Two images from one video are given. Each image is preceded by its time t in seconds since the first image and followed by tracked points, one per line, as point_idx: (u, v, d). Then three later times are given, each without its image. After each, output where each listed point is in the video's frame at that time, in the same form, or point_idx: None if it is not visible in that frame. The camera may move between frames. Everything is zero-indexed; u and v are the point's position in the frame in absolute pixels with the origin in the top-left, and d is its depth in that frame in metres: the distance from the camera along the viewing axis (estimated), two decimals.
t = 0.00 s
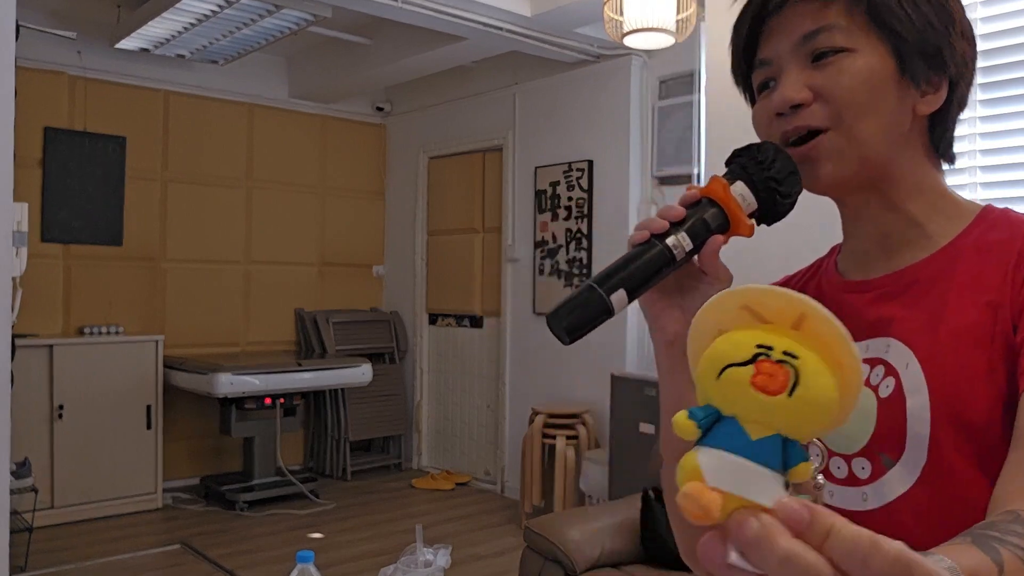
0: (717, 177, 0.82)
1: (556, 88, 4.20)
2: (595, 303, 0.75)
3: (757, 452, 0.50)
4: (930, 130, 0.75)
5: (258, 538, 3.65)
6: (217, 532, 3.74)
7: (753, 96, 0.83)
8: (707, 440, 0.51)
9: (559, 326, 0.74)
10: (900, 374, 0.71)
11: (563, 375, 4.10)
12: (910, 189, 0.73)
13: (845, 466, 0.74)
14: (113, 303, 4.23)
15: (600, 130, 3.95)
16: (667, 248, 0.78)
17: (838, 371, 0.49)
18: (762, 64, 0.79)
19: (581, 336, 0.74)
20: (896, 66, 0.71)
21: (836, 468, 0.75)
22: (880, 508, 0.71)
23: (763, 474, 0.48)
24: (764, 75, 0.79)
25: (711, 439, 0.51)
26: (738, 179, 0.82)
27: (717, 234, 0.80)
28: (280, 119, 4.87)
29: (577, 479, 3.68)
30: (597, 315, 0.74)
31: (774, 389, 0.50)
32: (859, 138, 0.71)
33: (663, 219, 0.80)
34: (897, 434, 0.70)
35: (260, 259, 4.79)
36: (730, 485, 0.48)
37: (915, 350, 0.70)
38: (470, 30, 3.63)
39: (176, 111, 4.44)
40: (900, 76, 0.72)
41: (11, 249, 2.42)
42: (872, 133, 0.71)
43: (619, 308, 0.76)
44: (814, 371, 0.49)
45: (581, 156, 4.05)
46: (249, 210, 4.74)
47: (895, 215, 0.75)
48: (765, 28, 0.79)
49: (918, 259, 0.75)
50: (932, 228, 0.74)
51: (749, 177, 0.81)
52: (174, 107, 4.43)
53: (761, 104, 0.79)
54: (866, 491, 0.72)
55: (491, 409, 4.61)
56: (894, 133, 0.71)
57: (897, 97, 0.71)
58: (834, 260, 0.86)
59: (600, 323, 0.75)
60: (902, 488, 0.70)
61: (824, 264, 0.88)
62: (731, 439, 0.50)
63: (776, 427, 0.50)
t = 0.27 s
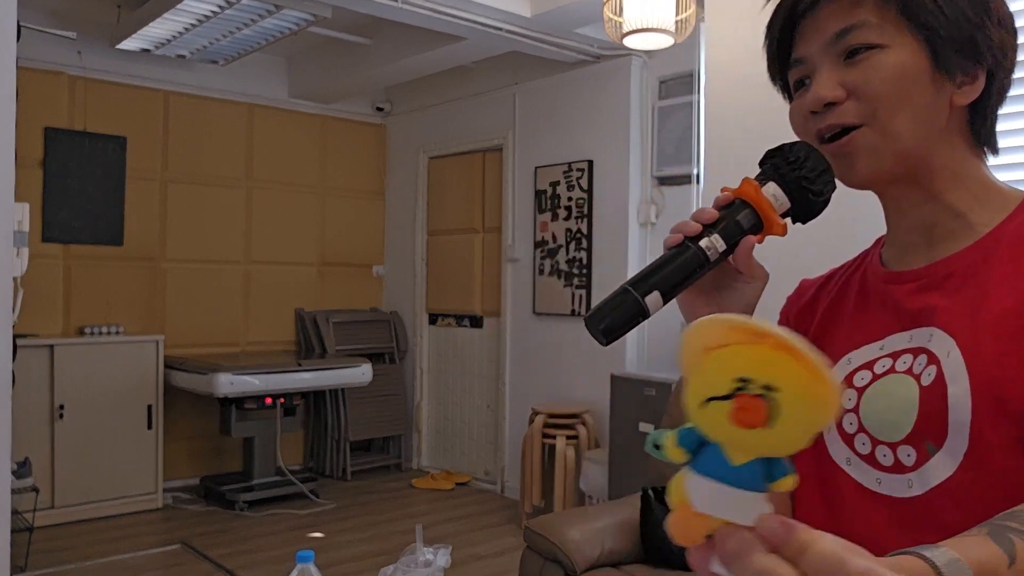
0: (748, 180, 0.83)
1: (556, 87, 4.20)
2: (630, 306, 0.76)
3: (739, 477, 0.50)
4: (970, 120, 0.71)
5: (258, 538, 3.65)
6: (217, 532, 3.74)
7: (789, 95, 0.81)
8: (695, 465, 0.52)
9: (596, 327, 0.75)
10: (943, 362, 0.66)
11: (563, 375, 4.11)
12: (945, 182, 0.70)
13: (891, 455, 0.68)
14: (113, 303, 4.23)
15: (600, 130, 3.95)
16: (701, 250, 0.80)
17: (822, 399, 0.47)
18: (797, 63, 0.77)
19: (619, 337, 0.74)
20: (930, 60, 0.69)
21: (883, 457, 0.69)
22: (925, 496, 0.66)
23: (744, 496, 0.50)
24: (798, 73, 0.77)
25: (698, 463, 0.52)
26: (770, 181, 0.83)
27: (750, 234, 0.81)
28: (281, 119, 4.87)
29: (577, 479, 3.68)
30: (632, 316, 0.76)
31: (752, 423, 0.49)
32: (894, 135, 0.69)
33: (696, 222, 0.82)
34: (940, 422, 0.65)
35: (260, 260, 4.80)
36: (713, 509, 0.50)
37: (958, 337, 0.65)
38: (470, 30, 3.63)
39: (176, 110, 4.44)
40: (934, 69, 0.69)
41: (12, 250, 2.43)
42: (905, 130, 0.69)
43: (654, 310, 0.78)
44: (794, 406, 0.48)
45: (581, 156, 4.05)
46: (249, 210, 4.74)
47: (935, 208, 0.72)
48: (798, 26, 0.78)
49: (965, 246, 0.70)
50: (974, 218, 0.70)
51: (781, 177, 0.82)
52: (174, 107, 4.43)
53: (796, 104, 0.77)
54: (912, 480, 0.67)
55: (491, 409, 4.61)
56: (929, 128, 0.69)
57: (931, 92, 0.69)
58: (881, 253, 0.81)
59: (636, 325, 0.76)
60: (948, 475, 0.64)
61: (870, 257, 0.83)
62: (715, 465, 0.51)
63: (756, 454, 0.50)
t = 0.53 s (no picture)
0: (779, 211, 0.85)
1: (557, 87, 4.20)
2: (666, 340, 0.81)
3: (743, 490, 0.57)
4: (1005, 147, 0.71)
5: (258, 538, 3.65)
6: (217, 532, 3.75)
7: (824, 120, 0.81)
8: (700, 478, 0.59)
9: (634, 362, 0.80)
10: (967, 392, 0.67)
11: (563, 375, 4.11)
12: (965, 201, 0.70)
13: (915, 478, 0.71)
14: (112, 303, 4.24)
15: (600, 130, 3.96)
16: (734, 283, 0.82)
17: (815, 417, 0.55)
18: (833, 88, 0.77)
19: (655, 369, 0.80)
20: (966, 88, 0.69)
21: (908, 479, 0.72)
22: (947, 520, 0.68)
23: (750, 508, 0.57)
24: (834, 98, 0.77)
25: (705, 477, 0.59)
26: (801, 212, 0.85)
27: (781, 264, 0.84)
28: (281, 119, 4.87)
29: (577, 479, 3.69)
30: (669, 351, 0.81)
31: (753, 437, 0.56)
32: (930, 163, 0.69)
33: (728, 254, 0.84)
34: (962, 452, 0.66)
35: (261, 260, 4.80)
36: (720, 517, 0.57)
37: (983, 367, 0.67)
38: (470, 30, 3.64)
39: (176, 111, 4.45)
40: (970, 97, 0.68)
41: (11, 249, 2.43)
42: (941, 159, 0.68)
43: (689, 343, 0.83)
44: (788, 421, 0.55)
45: (581, 157, 4.05)
46: (250, 210, 4.75)
47: (970, 233, 0.72)
48: (835, 51, 0.77)
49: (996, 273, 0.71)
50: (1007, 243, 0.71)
51: (812, 207, 0.86)
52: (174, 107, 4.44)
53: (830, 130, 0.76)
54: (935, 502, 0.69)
55: (491, 409, 4.62)
56: (964, 156, 0.69)
57: (967, 119, 0.68)
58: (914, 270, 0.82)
59: (672, 357, 0.82)
60: (969, 503, 0.66)
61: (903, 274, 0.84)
62: (722, 479, 0.58)
63: (757, 466, 0.57)
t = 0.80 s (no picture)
0: (764, 197, 0.82)
1: (557, 87, 4.20)
2: (648, 324, 0.75)
3: (738, 490, 0.53)
4: (979, 138, 0.73)
5: (259, 538, 3.65)
6: (217, 532, 3.75)
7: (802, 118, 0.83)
8: (693, 479, 0.55)
9: (617, 344, 0.74)
10: (948, 374, 0.68)
11: (563, 375, 4.11)
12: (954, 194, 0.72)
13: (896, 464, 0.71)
14: (112, 303, 4.23)
15: (600, 130, 3.96)
16: (720, 267, 0.79)
17: (808, 414, 0.50)
18: (807, 87, 0.79)
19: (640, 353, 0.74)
20: (935, 82, 0.70)
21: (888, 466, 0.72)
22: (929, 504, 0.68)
23: (742, 509, 0.53)
24: (811, 99, 0.79)
25: (697, 478, 0.55)
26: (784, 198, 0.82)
27: (765, 251, 0.81)
28: (281, 119, 4.87)
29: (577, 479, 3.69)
30: (650, 338, 0.75)
31: (745, 438, 0.52)
32: (902, 156, 0.71)
33: (714, 238, 0.81)
34: (943, 434, 0.67)
35: (261, 260, 4.80)
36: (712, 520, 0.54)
37: (963, 351, 0.68)
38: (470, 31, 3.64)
39: (176, 111, 4.44)
40: (939, 91, 0.70)
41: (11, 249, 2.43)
42: (913, 152, 0.71)
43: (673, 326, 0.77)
44: (779, 420, 0.50)
45: (581, 156, 4.05)
46: (249, 210, 4.75)
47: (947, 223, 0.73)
48: (808, 51, 0.79)
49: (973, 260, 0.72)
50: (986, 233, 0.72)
51: (796, 194, 0.81)
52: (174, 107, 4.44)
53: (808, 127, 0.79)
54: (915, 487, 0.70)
55: (491, 409, 4.62)
56: (937, 148, 0.71)
57: (937, 113, 0.70)
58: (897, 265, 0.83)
59: (657, 341, 0.76)
60: (950, 484, 0.67)
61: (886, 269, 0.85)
62: (713, 480, 0.54)
63: (749, 469, 0.52)
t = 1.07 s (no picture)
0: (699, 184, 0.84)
1: (557, 87, 4.19)
2: (586, 303, 0.75)
3: (660, 466, 0.53)
4: (911, 127, 0.78)
5: (259, 538, 3.65)
6: (217, 532, 3.75)
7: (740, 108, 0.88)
8: (620, 449, 0.55)
9: (551, 325, 0.74)
10: (881, 362, 0.76)
11: (563, 375, 4.11)
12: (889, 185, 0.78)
13: (831, 451, 0.80)
14: (112, 303, 4.23)
15: (599, 129, 3.96)
16: (654, 249, 0.80)
17: (737, 400, 0.50)
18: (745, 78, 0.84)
19: (573, 334, 0.74)
20: (865, 75, 0.76)
21: (824, 453, 0.80)
22: (861, 490, 0.77)
23: (660, 485, 0.53)
24: (748, 90, 0.84)
25: (623, 449, 0.55)
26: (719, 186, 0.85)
27: (701, 235, 0.83)
28: (281, 119, 4.87)
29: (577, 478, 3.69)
30: (587, 315, 0.75)
31: (670, 417, 0.52)
32: (833, 147, 0.77)
33: (650, 222, 0.82)
34: (876, 423, 0.76)
35: (261, 260, 4.80)
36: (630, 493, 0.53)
37: (894, 341, 0.76)
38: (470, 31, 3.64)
39: (176, 111, 4.44)
40: (869, 83, 0.76)
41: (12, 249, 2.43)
42: (845, 143, 0.76)
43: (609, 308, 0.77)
44: (707, 403, 0.51)
45: (581, 156, 4.05)
46: (249, 210, 4.75)
47: (881, 212, 0.80)
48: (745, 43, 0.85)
49: (899, 253, 0.80)
50: (916, 223, 0.79)
51: (731, 181, 0.85)
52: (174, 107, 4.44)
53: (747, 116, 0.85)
54: (848, 474, 0.78)
55: (491, 409, 4.62)
56: (868, 141, 0.76)
57: (867, 105, 0.76)
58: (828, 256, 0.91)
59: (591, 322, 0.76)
60: (883, 471, 0.75)
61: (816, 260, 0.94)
62: (638, 452, 0.54)
63: (670, 445, 0.52)
